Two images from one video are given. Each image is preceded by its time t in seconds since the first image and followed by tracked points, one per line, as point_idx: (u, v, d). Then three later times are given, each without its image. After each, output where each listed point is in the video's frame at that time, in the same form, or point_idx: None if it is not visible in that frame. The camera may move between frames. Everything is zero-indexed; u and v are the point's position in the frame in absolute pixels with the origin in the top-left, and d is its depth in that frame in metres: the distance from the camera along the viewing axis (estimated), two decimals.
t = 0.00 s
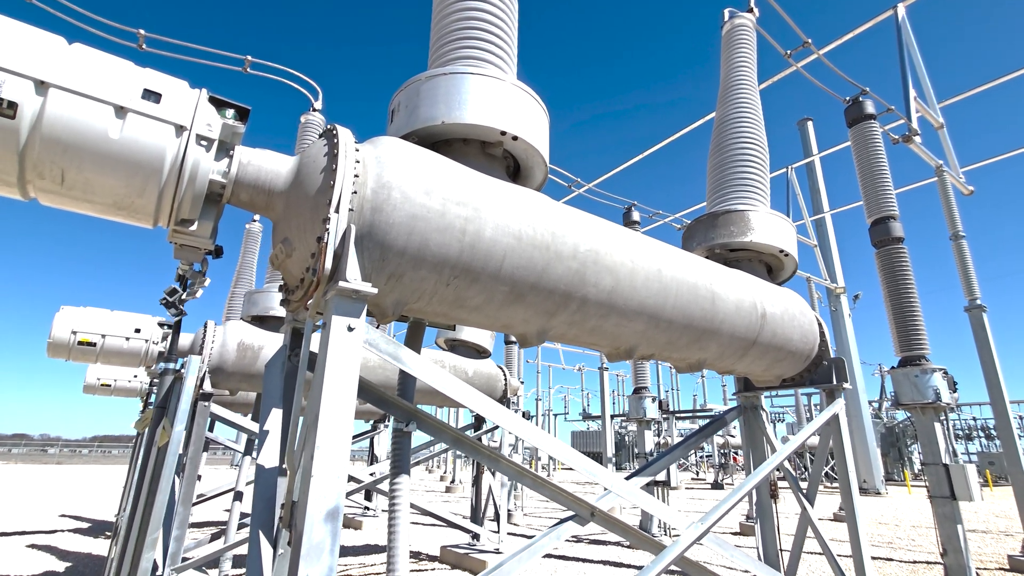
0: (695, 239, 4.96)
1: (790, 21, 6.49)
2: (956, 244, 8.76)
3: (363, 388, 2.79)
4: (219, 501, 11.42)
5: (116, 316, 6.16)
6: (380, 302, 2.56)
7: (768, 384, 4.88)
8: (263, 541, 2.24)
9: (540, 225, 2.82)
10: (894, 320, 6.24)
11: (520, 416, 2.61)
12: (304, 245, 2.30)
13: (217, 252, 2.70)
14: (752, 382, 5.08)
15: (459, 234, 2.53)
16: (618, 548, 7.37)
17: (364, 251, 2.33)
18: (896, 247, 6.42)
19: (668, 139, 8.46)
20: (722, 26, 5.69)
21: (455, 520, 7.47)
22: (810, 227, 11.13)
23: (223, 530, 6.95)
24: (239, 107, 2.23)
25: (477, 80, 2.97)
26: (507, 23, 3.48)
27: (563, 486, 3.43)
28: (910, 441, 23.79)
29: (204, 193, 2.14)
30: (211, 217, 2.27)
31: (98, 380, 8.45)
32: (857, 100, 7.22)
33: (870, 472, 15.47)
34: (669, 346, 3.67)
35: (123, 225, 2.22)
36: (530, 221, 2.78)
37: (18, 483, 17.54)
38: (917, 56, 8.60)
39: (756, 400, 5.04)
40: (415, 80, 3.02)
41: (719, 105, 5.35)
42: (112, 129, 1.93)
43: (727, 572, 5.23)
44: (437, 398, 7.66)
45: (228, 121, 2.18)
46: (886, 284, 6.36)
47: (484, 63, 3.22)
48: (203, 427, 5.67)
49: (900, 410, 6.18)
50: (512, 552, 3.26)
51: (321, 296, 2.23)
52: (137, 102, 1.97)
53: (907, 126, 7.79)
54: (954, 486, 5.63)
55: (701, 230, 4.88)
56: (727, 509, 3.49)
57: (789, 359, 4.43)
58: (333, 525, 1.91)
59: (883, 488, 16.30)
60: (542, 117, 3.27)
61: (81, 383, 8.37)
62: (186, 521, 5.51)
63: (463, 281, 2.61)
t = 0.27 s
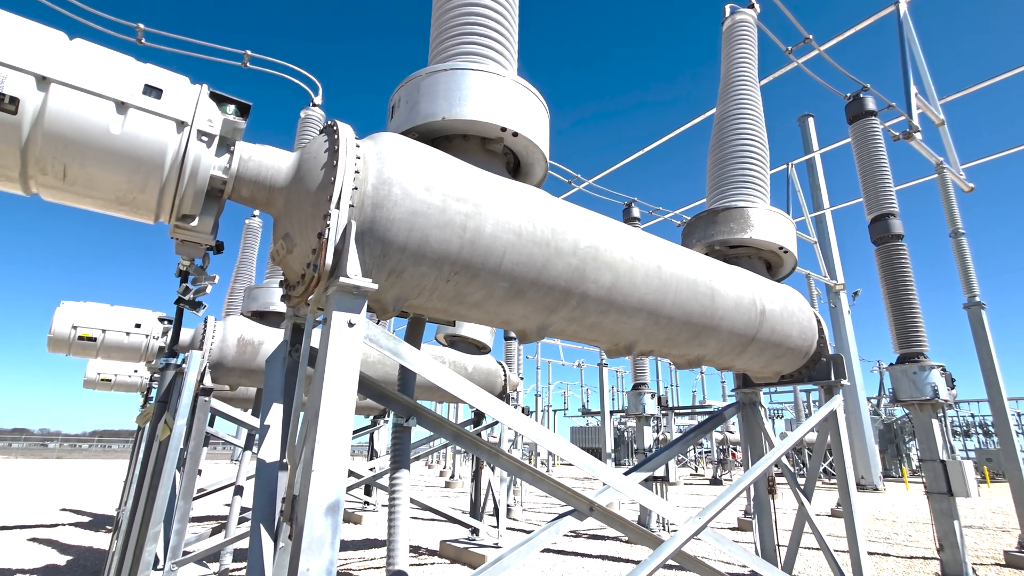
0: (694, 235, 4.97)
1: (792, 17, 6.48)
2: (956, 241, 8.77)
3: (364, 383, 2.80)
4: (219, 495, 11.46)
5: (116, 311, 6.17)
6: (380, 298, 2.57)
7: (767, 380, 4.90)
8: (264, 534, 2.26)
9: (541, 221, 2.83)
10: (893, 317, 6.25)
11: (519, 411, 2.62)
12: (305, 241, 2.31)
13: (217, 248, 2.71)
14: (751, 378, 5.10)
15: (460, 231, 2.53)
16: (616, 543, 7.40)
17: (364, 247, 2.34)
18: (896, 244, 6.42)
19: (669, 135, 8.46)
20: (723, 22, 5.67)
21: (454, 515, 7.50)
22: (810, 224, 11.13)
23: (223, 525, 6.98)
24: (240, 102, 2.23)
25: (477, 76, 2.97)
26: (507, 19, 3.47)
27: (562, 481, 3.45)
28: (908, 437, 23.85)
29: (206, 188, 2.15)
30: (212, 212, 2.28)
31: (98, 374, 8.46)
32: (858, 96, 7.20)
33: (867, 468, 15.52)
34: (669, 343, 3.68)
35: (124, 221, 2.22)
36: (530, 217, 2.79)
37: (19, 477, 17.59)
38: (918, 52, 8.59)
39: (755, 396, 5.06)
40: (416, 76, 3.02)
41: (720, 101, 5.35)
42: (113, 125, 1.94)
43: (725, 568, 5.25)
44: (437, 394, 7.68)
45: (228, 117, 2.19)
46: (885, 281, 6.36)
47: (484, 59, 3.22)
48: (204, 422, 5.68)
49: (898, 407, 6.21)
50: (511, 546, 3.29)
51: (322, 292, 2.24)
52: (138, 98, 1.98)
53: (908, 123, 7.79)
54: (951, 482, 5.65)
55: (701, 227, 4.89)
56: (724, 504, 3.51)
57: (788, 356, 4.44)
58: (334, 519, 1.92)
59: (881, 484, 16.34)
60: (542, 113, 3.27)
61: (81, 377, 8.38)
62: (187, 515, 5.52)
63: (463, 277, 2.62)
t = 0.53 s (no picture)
0: (694, 229, 4.95)
1: (796, 10, 6.43)
2: (960, 235, 8.73)
3: (360, 375, 2.81)
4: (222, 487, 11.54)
5: (118, 303, 6.20)
6: (376, 290, 2.57)
7: (766, 375, 4.89)
8: (259, 524, 2.27)
9: (537, 214, 2.83)
10: (894, 312, 6.23)
11: (514, 404, 2.63)
12: (300, 233, 2.31)
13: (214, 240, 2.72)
14: (750, 372, 5.10)
15: (455, 223, 2.53)
16: (616, 536, 7.43)
17: (359, 239, 2.35)
18: (898, 238, 6.39)
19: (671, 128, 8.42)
20: (726, 14, 5.63)
21: (454, 507, 7.53)
22: (814, 218, 11.09)
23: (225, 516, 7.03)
24: (234, 95, 2.24)
25: (474, 68, 2.96)
26: (505, 10, 3.46)
27: (559, 474, 3.46)
28: (911, 432, 23.81)
29: (200, 180, 2.16)
30: (207, 204, 2.29)
31: (102, 366, 8.52)
32: (862, 89, 7.15)
33: (869, 463, 15.52)
34: (666, 336, 3.68)
35: (120, 213, 2.23)
36: (526, 210, 2.79)
37: (24, 467, 17.72)
38: (924, 45, 8.51)
39: (753, 390, 5.06)
40: (412, 68, 3.01)
41: (722, 94, 5.32)
42: (107, 116, 1.94)
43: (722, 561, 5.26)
44: (437, 387, 7.71)
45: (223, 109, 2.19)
46: (886, 275, 6.32)
47: (482, 51, 3.21)
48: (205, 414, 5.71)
49: (898, 402, 6.19)
50: (508, 538, 3.30)
51: (316, 284, 2.25)
52: (132, 90, 1.98)
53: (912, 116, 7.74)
54: (951, 477, 5.65)
55: (701, 221, 4.88)
56: (720, 497, 3.51)
57: (787, 350, 4.44)
58: (327, 509, 1.94)
59: (883, 479, 16.34)
60: (540, 106, 3.26)
61: (85, 369, 8.44)
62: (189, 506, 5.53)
63: (459, 270, 2.62)
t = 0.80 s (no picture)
0: (696, 223, 4.92)
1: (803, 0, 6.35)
2: (971, 229, 8.61)
3: (357, 370, 2.82)
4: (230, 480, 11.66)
5: (124, 299, 6.25)
6: (371, 285, 2.57)
7: (769, 370, 4.86)
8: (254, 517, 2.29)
9: (533, 208, 2.81)
10: (902, 307, 6.14)
11: (509, 400, 2.63)
12: (293, 228, 2.32)
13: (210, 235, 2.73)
14: (753, 367, 5.07)
15: (449, 218, 2.52)
16: (619, 531, 7.43)
17: (352, 234, 2.35)
18: (907, 232, 6.30)
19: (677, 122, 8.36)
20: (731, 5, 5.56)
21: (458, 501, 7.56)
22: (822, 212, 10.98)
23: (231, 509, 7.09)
24: (226, 89, 2.24)
25: (470, 61, 2.95)
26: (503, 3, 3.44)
27: (557, 469, 3.46)
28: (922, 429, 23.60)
29: (193, 175, 2.16)
30: (201, 200, 2.29)
31: (111, 361, 8.61)
32: (871, 80, 7.05)
33: (878, 459, 15.39)
34: (666, 332, 3.66)
35: (114, 208, 2.24)
36: (522, 205, 2.77)
37: (38, 461, 17.99)
38: (936, 35, 8.38)
39: (756, 385, 5.02)
40: (408, 62, 3.00)
41: (726, 87, 5.26)
42: (98, 112, 1.95)
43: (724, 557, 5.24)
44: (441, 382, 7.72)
45: (215, 103, 2.19)
46: (894, 270, 6.23)
47: (479, 44, 3.19)
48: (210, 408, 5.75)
49: (905, 398, 6.12)
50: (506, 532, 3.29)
51: (309, 279, 2.25)
52: (123, 85, 1.99)
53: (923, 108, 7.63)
54: (958, 474, 5.58)
55: (703, 215, 4.84)
56: (719, 493, 3.50)
57: (789, 345, 4.40)
58: (318, 503, 1.95)
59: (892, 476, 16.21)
60: (537, 100, 3.24)
61: (94, 364, 8.54)
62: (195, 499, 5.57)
63: (454, 265, 2.61)
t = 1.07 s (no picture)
0: (702, 218, 4.88)
1: None
2: (987, 221, 8.46)
3: (358, 365, 2.82)
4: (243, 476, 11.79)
5: (135, 297, 6.35)
6: (370, 281, 2.59)
7: (776, 365, 4.82)
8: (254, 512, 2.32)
9: (532, 203, 2.81)
10: (915, 301, 6.01)
11: (509, 395, 2.63)
12: (292, 226, 2.34)
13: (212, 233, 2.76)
14: (760, 363, 5.03)
15: (448, 214, 2.53)
16: (628, 527, 7.41)
17: (351, 230, 2.36)
18: (919, 225, 6.19)
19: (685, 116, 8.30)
20: None
21: (466, 497, 7.58)
22: (834, 205, 10.84)
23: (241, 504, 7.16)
24: (225, 88, 2.26)
25: (469, 57, 2.95)
26: None
27: (560, 464, 3.46)
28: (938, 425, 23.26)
29: (192, 174, 2.18)
30: (202, 198, 2.32)
31: (124, 359, 8.73)
32: (883, 71, 7.01)
33: (893, 455, 15.21)
34: (669, 327, 3.63)
35: (116, 207, 2.27)
36: (521, 200, 2.77)
37: (57, 456, 18.30)
38: (951, 24, 8.24)
39: (763, 381, 4.99)
40: (407, 58, 3.00)
41: (732, 79, 5.21)
42: (97, 112, 1.97)
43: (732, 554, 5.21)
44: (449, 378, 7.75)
45: (214, 102, 2.22)
46: (907, 263, 6.12)
47: (479, 39, 3.19)
48: (220, 404, 5.81)
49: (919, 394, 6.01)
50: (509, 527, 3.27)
51: (307, 276, 2.27)
52: (122, 85, 2.01)
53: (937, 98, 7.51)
54: (973, 471, 5.49)
55: (709, 209, 4.81)
56: (722, 488, 3.49)
57: (797, 340, 4.36)
58: (316, 497, 1.96)
59: (908, 472, 16.00)
60: (537, 95, 3.24)
61: (109, 362, 8.67)
62: (205, 494, 5.64)
63: (453, 261, 2.62)
